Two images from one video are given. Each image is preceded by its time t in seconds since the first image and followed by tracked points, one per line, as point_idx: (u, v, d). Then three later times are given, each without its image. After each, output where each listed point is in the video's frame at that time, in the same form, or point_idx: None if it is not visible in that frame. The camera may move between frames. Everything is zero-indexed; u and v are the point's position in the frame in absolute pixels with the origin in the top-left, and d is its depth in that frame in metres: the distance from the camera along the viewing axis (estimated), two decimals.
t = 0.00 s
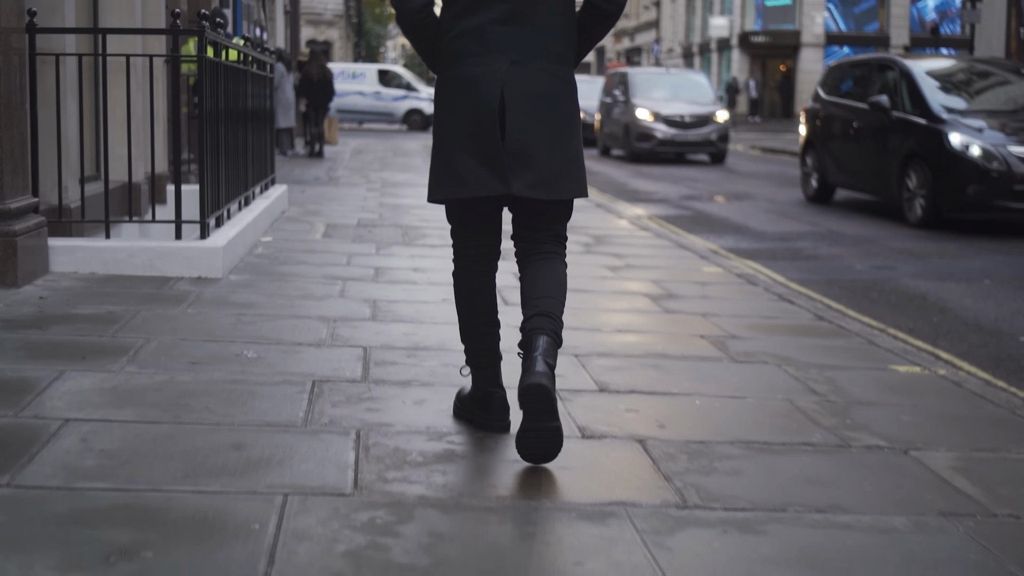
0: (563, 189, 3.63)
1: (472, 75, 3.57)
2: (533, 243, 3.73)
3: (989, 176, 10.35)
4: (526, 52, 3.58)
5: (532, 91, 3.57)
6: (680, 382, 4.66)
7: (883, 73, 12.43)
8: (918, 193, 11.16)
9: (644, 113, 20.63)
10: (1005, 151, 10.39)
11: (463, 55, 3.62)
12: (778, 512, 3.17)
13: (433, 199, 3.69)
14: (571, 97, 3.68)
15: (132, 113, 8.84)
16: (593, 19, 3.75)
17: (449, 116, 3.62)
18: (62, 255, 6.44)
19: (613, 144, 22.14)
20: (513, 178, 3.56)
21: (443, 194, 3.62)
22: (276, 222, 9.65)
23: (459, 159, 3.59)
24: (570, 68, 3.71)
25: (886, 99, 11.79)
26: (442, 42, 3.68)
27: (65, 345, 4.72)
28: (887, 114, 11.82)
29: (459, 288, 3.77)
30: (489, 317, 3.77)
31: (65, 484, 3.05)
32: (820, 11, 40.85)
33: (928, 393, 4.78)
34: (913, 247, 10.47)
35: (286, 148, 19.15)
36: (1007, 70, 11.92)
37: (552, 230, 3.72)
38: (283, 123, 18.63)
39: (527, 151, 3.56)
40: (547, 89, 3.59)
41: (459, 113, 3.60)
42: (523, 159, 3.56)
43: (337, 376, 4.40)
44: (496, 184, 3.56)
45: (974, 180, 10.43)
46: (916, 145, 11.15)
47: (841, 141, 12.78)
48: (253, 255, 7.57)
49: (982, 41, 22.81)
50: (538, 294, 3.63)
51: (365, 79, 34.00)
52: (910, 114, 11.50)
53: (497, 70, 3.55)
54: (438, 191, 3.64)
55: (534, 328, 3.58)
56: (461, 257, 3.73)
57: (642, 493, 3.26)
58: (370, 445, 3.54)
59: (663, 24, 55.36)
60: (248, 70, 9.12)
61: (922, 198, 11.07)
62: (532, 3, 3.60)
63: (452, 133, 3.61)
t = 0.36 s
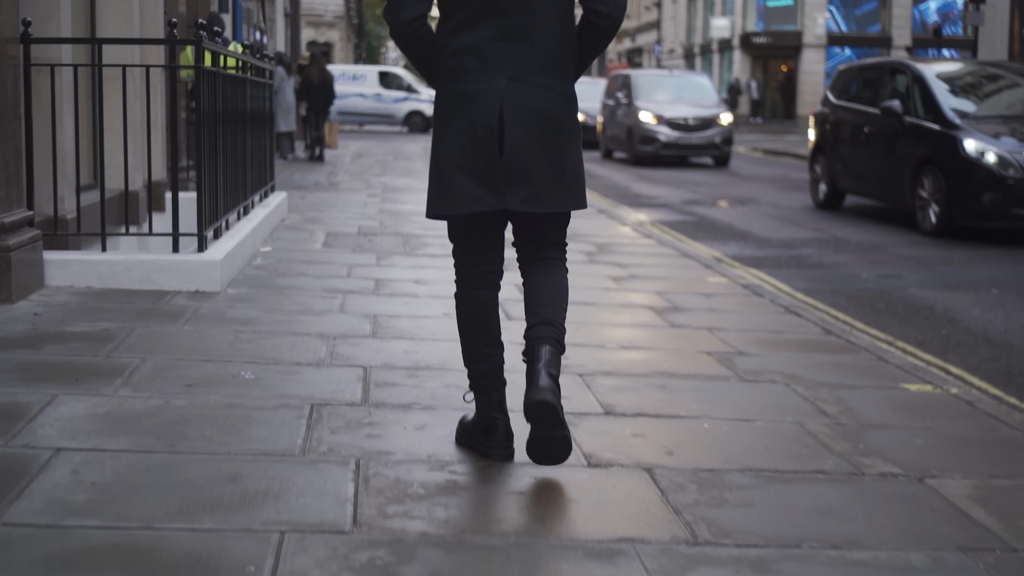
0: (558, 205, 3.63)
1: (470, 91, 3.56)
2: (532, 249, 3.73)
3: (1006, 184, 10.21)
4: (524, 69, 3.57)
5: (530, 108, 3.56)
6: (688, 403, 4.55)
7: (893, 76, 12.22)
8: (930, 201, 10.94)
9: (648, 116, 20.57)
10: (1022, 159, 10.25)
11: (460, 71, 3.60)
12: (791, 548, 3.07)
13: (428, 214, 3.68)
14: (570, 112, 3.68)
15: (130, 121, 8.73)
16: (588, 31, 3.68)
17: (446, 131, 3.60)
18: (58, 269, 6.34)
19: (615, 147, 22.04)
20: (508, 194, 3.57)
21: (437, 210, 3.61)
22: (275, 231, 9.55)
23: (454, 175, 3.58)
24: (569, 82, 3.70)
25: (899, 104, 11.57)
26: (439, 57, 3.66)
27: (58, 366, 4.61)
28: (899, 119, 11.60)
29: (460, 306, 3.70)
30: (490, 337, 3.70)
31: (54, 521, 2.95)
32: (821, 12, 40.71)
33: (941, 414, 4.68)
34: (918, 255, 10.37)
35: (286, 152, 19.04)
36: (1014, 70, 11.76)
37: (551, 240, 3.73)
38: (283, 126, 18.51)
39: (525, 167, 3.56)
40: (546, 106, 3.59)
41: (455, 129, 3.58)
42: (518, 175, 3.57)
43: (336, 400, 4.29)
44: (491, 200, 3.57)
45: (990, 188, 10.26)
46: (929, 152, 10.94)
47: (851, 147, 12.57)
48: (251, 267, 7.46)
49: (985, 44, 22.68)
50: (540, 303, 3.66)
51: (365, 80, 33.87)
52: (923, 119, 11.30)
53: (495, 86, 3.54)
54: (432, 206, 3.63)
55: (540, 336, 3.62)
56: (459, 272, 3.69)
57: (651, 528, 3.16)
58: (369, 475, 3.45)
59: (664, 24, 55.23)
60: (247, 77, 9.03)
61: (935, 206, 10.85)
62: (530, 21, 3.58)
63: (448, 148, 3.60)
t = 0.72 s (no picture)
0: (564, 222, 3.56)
1: (471, 110, 3.46)
2: (534, 269, 3.68)
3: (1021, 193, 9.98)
4: (526, 86, 3.47)
5: (534, 126, 3.47)
6: (697, 427, 4.43)
7: (905, 81, 12.00)
8: (944, 209, 10.73)
9: (651, 119, 20.47)
10: None
11: (460, 89, 3.49)
12: None
13: (430, 233, 3.58)
14: (575, 128, 3.59)
15: (127, 128, 8.61)
16: (585, 51, 3.59)
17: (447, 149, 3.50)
18: (52, 283, 6.23)
19: (618, 150, 21.93)
20: (513, 212, 3.49)
21: (440, 229, 3.51)
22: (274, 239, 9.42)
23: (457, 194, 3.48)
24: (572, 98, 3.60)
25: (911, 109, 11.38)
26: (439, 73, 3.54)
27: (50, 389, 4.49)
28: (911, 125, 11.40)
29: (464, 328, 3.59)
30: (494, 361, 3.57)
31: (42, 562, 2.84)
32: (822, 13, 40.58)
33: (956, 436, 4.56)
34: (924, 263, 10.26)
35: (286, 156, 18.94)
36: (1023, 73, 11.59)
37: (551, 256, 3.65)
38: (283, 130, 18.40)
39: (529, 186, 3.48)
40: (549, 124, 3.50)
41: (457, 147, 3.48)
42: (523, 193, 3.48)
43: (335, 424, 4.17)
44: (496, 219, 3.48)
45: (1006, 196, 10.05)
46: (943, 160, 10.74)
47: (863, 153, 12.38)
48: (250, 279, 7.34)
49: (988, 45, 22.54)
50: (542, 331, 3.65)
51: (366, 82, 33.77)
52: (936, 125, 11.10)
53: (498, 106, 3.44)
54: (434, 226, 3.53)
55: (542, 374, 3.64)
56: (461, 293, 3.58)
57: (661, 566, 3.05)
58: (370, 508, 3.34)
59: (664, 26, 55.15)
60: (246, 85, 8.90)
61: (949, 215, 10.65)
62: (532, 37, 3.47)
63: (450, 166, 3.49)
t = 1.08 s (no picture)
0: (569, 242, 3.46)
1: (473, 131, 3.35)
2: (536, 293, 3.61)
3: None
4: (529, 107, 3.37)
5: (538, 147, 3.37)
6: (706, 451, 4.31)
7: (917, 87, 11.80)
8: (959, 218, 10.53)
9: (653, 123, 20.32)
10: None
11: (461, 111, 3.38)
12: None
13: (433, 255, 3.46)
14: (578, 149, 3.49)
15: (124, 135, 8.48)
16: (584, 73, 3.47)
17: (449, 170, 3.38)
18: (47, 298, 6.12)
19: (620, 154, 21.82)
20: (519, 234, 3.38)
21: (444, 252, 3.39)
22: (273, 249, 9.31)
23: (461, 215, 3.36)
24: (574, 119, 3.51)
25: (923, 116, 11.21)
26: (439, 93, 3.43)
27: (42, 412, 4.37)
28: (924, 132, 11.22)
29: (468, 351, 3.47)
30: (499, 388, 3.46)
31: None
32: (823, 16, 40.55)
33: (972, 460, 4.44)
34: (931, 272, 10.15)
35: (285, 160, 18.83)
36: None
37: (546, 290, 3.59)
38: (282, 135, 18.29)
39: (534, 207, 3.38)
40: (553, 145, 3.40)
41: (459, 169, 3.37)
42: (528, 214, 3.38)
43: (335, 450, 4.05)
44: (502, 241, 3.37)
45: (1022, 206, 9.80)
46: (958, 168, 10.55)
47: (874, 160, 12.19)
48: (248, 291, 7.23)
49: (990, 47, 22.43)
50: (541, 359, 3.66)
51: (365, 85, 33.68)
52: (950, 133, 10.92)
53: (501, 126, 3.34)
54: (436, 249, 3.41)
55: (542, 413, 3.69)
56: (465, 315, 3.47)
57: None
58: (371, 543, 3.22)
59: (664, 28, 55.09)
60: (245, 91, 8.77)
61: (964, 224, 10.44)
62: (534, 57, 3.36)
63: (452, 188, 3.38)
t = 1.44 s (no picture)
0: (570, 271, 3.38)
1: (473, 157, 3.28)
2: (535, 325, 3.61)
3: None
4: (531, 132, 3.30)
5: (539, 173, 3.30)
6: (713, 477, 4.21)
7: (928, 94, 11.59)
8: (973, 230, 10.35)
9: (655, 130, 20.22)
10: None
11: (462, 136, 3.31)
12: None
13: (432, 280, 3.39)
14: (580, 177, 3.43)
15: (120, 145, 8.37)
16: (588, 98, 3.42)
17: (448, 196, 3.32)
18: (40, 315, 6.03)
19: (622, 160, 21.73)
20: (519, 261, 3.30)
21: (442, 279, 3.32)
22: (271, 261, 9.20)
23: (459, 241, 3.29)
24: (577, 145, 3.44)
25: (936, 125, 11.02)
26: (440, 118, 3.36)
27: (33, 438, 4.25)
28: (935, 141, 11.03)
29: (470, 376, 3.36)
30: (503, 415, 3.35)
31: None
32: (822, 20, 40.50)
33: (986, 486, 4.33)
34: (935, 282, 10.06)
35: (283, 168, 18.72)
36: None
37: (539, 330, 3.61)
38: (281, 142, 18.18)
39: (535, 234, 3.30)
40: (554, 171, 3.33)
41: (458, 194, 3.30)
42: (528, 241, 3.30)
43: (333, 479, 3.94)
44: (501, 268, 3.29)
45: None
46: (972, 179, 10.36)
47: (884, 169, 11.99)
48: (245, 306, 7.13)
49: (991, 53, 22.35)
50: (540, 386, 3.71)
51: (364, 90, 33.60)
52: (964, 142, 10.73)
53: (502, 152, 3.27)
54: (435, 274, 3.34)
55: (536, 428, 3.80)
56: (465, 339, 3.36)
57: None
58: None
59: (664, 33, 55.04)
60: (242, 100, 8.66)
61: (978, 236, 10.26)
62: (537, 82, 3.30)
63: (452, 213, 3.30)
